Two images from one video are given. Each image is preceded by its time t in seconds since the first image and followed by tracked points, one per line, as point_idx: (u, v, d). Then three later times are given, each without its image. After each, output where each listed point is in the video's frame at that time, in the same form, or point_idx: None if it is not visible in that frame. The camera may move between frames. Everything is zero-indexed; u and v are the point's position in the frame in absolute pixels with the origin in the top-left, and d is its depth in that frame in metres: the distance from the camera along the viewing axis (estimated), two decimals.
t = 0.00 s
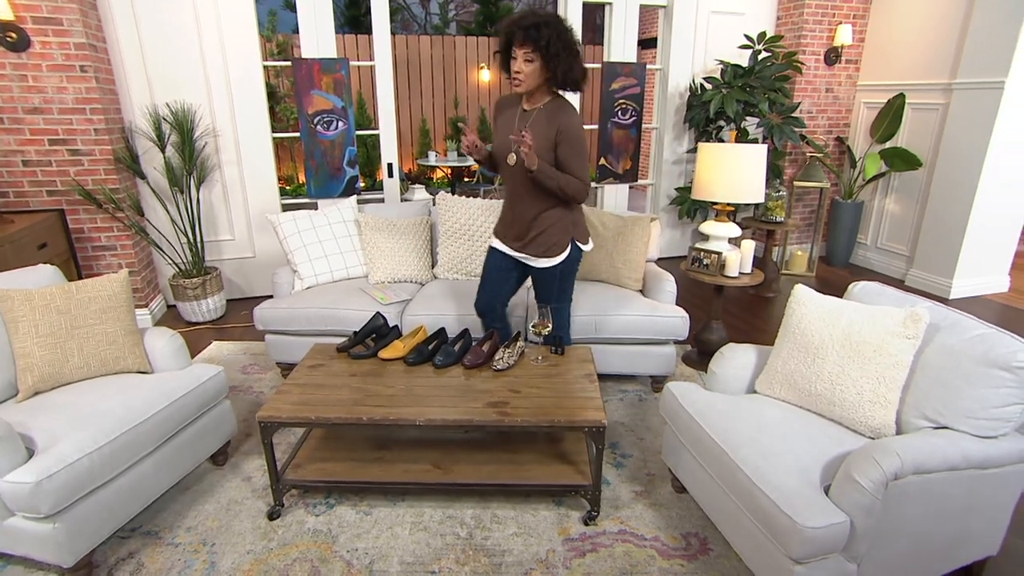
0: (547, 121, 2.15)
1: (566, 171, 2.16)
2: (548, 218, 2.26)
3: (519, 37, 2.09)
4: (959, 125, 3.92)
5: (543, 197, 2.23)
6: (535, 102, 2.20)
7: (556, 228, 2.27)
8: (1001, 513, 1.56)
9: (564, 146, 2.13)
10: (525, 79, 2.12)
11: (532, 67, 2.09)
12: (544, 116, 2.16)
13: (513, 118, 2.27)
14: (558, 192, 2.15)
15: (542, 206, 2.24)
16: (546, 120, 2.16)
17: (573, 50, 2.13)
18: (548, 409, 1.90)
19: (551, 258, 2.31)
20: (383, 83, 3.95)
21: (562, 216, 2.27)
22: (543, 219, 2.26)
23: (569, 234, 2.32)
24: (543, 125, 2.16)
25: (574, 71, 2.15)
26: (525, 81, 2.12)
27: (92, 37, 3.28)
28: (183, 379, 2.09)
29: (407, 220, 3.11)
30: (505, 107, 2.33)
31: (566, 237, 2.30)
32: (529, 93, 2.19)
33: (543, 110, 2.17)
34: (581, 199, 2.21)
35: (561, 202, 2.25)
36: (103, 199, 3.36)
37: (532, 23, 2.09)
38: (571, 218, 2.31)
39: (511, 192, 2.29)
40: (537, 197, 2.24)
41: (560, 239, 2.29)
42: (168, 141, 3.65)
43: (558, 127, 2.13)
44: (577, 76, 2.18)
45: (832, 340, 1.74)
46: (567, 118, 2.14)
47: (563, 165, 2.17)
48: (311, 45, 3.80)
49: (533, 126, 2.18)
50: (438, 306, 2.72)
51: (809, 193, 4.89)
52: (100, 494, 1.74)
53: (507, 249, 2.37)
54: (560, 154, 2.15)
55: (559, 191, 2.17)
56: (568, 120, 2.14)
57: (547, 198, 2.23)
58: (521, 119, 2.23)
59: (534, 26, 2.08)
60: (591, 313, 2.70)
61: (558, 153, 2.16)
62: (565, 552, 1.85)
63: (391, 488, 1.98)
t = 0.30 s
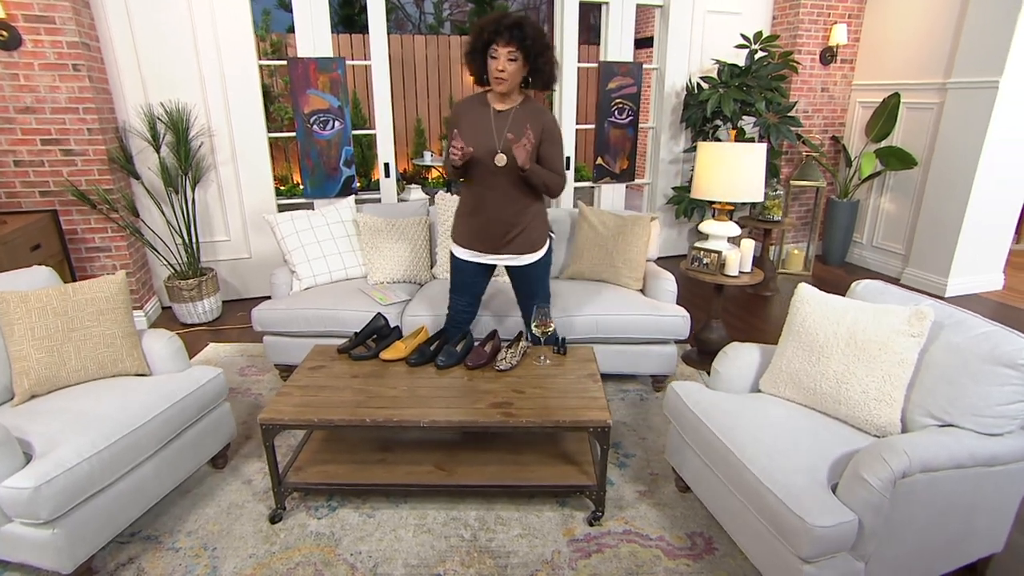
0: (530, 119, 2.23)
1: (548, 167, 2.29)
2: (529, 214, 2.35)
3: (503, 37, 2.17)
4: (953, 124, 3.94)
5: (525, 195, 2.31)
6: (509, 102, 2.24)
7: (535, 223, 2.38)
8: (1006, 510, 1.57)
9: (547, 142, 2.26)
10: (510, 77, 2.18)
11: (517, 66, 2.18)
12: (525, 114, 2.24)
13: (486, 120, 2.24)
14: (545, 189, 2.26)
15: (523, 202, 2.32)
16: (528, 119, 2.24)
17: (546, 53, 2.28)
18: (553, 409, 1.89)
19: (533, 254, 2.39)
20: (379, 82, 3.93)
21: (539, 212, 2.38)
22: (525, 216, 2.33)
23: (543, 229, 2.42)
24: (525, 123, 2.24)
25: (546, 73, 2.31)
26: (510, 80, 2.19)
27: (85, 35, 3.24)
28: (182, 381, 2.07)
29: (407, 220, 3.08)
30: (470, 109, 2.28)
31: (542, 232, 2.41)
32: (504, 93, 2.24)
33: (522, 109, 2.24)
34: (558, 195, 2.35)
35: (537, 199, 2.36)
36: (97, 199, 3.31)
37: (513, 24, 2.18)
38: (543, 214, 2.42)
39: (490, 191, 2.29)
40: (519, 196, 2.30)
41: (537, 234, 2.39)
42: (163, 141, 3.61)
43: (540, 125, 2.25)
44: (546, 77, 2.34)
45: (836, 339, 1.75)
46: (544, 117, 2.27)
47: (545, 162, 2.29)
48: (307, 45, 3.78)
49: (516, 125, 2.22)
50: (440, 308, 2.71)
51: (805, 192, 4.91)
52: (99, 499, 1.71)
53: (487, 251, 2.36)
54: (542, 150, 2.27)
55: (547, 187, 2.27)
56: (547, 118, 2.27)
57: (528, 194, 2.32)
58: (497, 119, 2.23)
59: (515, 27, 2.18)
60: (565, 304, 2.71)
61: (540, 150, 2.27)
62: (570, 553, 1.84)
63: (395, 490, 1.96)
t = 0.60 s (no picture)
0: (498, 118, 2.26)
1: (516, 165, 2.35)
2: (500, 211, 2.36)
3: (475, 34, 2.18)
4: (951, 124, 3.96)
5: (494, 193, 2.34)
6: (478, 101, 2.26)
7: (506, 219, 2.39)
8: (1015, 509, 1.57)
9: (515, 141, 2.32)
10: (483, 75, 2.20)
11: (489, 64, 2.19)
12: (496, 112, 2.27)
13: (456, 119, 2.26)
14: (514, 188, 2.32)
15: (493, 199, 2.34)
16: (499, 117, 2.27)
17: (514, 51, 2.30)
18: (559, 410, 1.88)
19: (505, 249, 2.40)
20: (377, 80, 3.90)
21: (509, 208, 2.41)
22: (495, 213, 2.35)
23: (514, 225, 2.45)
24: (495, 121, 2.26)
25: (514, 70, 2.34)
26: (482, 78, 2.20)
27: (80, 34, 3.20)
28: (183, 384, 2.04)
29: (408, 220, 3.06)
30: (439, 107, 2.27)
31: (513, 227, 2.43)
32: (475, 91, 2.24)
33: (492, 106, 2.27)
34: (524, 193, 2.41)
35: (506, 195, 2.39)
36: (94, 200, 3.28)
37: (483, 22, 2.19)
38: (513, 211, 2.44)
39: (461, 189, 2.30)
40: (491, 194, 2.32)
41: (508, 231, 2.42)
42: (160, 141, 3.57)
43: (509, 123, 2.29)
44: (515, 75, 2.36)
45: (844, 338, 1.75)
46: (513, 116, 2.31)
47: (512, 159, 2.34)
48: (304, 45, 3.75)
49: (486, 123, 2.25)
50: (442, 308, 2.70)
51: (803, 191, 4.93)
52: (101, 503, 1.69)
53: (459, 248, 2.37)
54: (510, 149, 2.32)
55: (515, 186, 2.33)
56: (515, 116, 2.31)
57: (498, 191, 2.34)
58: (466, 119, 2.25)
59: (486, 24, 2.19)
60: (544, 304, 2.74)
61: (507, 148, 2.31)
62: (578, 555, 1.83)
63: (399, 493, 1.94)
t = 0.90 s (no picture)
0: (501, 128, 2.24)
1: (521, 175, 2.35)
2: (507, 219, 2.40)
3: (467, 53, 2.11)
4: (956, 123, 3.95)
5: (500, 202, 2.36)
6: (479, 114, 2.23)
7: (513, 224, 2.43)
8: None
9: (518, 150, 2.30)
10: (480, 93, 2.17)
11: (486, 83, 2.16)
12: (499, 123, 2.24)
13: (458, 135, 2.23)
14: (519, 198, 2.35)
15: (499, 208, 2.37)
16: (502, 127, 2.25)
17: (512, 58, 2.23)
18: (571, 412, 1.87)
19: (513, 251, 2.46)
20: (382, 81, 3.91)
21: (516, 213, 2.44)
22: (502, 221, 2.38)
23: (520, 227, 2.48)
24: (497, 133, 2.24)
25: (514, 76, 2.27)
26: (480, 95, 2.17)
27: (84, 33, 3.18)
28: (191, 386, 2.02)
29: (415, 220, 3.05)
30: (440, 123, 2.24)
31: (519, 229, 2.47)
32: (473, 109, 2.22)
33: (494, 117, 2.24)
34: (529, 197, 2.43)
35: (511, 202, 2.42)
36: (97, 200, 3.26)
37: (474, 38, 2.12)
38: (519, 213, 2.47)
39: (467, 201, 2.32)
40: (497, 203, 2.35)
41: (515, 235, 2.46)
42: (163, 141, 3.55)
43: (513, 132, 2.27)
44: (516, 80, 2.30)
45: (860, 338, 1.74)
46: (516, 124, 2.28)
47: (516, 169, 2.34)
48: (309, 44, 3.74)
49: (489, 136, 2.23)
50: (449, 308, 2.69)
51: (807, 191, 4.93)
52: (111, 507, 1.67)
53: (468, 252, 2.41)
54: (515, 157, 2.31)
55: (521, 196, 2.37)
56: (517, 124, 2.28)
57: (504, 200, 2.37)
58: (469, 133, 2.23)
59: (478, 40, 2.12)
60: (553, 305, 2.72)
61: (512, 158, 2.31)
62: (591, 558, 1.82)
63: (410, 495, 1.93)
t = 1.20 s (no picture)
0: (509, 165, 2.23)
1: (531, 202, 2.36)
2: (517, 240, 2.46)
3: (466, 114, 2.04)
4: (960, 123, 3.95)
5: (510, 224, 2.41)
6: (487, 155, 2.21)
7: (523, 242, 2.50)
8: None
9: (528, 180, 2.29)
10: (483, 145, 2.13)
11: (489, 136, 2.11)
12: (506, 160, 2.23)
13: (466, 173, 2.24)
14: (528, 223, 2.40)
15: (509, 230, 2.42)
16: (510, 164, 2.23)
17: (516, 103, 2.11)
18: (586, 416, 1.85)
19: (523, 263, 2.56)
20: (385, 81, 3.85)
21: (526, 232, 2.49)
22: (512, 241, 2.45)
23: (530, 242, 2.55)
24: (505, 170, 2.23)
25: (523, 116, 2.16)
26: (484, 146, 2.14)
27: (85, 33, 3.15)
28: (198, 391, 1.99)
29: (421, 221, 3.02)
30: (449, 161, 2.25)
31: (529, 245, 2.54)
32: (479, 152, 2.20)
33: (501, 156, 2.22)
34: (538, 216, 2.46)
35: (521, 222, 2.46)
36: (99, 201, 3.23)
37: (472, 95, 2.02)
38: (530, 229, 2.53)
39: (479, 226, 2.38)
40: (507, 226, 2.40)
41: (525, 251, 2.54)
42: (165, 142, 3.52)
43: (521, 167, 2.25)
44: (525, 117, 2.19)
45: (877, 341, 1.72)
46: (524, 159, 2.25)
47: (525, 197, 2.35)
48: (312, 45, 3.71)
49: (497, 174, 2.23)
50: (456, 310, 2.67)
51: (810, 190, 4.92)
52: (120, 515, 1.65)
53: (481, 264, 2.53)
54: (524, 187, 2.31)
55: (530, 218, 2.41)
56: (526, 159, 2.24)
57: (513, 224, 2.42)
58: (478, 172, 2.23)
59: (476, 98, 2.02)
60: (563, 306, 2.70)
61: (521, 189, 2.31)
62: (606, 562, 1.80)
63: (422, 500, 1.91)
